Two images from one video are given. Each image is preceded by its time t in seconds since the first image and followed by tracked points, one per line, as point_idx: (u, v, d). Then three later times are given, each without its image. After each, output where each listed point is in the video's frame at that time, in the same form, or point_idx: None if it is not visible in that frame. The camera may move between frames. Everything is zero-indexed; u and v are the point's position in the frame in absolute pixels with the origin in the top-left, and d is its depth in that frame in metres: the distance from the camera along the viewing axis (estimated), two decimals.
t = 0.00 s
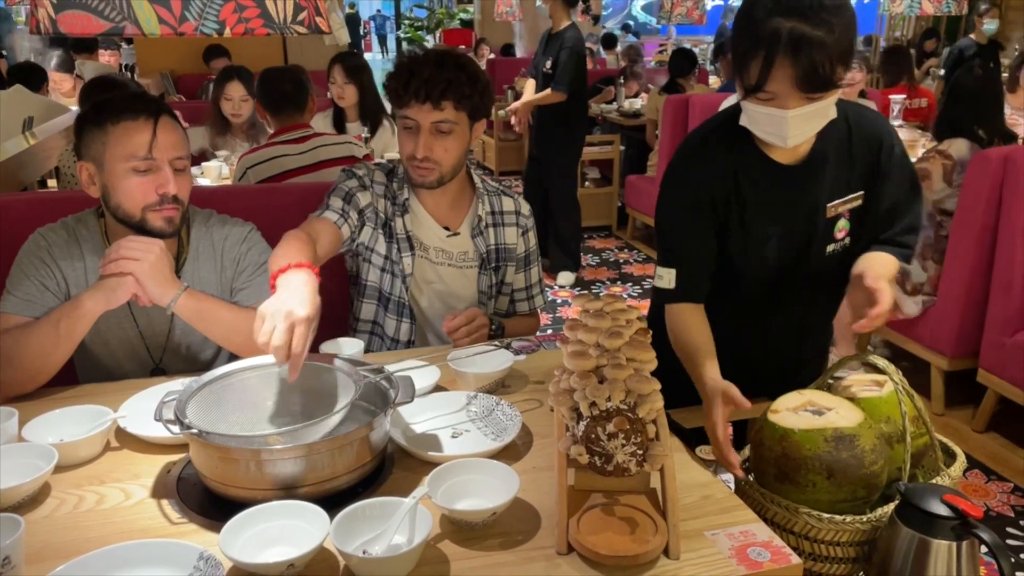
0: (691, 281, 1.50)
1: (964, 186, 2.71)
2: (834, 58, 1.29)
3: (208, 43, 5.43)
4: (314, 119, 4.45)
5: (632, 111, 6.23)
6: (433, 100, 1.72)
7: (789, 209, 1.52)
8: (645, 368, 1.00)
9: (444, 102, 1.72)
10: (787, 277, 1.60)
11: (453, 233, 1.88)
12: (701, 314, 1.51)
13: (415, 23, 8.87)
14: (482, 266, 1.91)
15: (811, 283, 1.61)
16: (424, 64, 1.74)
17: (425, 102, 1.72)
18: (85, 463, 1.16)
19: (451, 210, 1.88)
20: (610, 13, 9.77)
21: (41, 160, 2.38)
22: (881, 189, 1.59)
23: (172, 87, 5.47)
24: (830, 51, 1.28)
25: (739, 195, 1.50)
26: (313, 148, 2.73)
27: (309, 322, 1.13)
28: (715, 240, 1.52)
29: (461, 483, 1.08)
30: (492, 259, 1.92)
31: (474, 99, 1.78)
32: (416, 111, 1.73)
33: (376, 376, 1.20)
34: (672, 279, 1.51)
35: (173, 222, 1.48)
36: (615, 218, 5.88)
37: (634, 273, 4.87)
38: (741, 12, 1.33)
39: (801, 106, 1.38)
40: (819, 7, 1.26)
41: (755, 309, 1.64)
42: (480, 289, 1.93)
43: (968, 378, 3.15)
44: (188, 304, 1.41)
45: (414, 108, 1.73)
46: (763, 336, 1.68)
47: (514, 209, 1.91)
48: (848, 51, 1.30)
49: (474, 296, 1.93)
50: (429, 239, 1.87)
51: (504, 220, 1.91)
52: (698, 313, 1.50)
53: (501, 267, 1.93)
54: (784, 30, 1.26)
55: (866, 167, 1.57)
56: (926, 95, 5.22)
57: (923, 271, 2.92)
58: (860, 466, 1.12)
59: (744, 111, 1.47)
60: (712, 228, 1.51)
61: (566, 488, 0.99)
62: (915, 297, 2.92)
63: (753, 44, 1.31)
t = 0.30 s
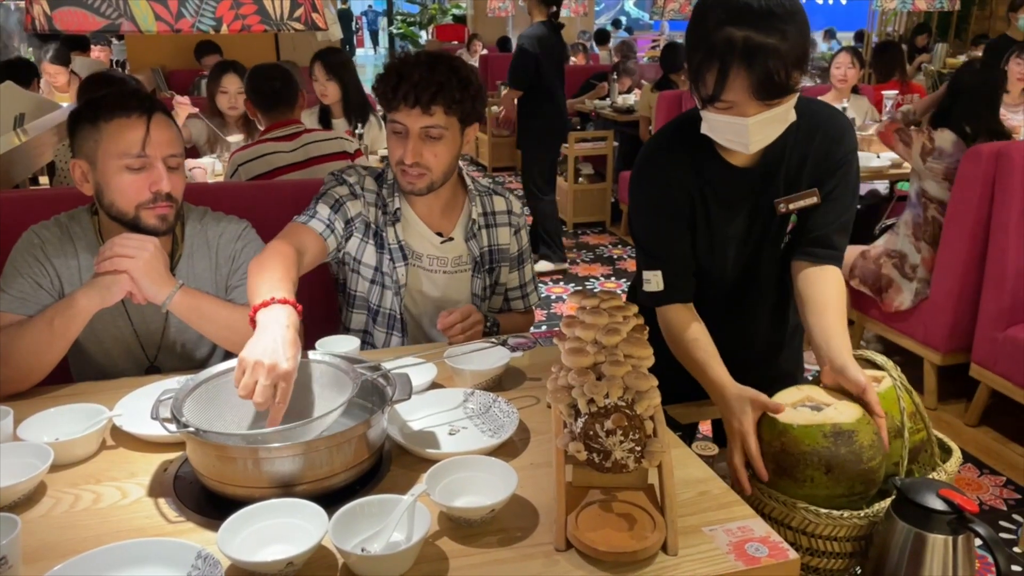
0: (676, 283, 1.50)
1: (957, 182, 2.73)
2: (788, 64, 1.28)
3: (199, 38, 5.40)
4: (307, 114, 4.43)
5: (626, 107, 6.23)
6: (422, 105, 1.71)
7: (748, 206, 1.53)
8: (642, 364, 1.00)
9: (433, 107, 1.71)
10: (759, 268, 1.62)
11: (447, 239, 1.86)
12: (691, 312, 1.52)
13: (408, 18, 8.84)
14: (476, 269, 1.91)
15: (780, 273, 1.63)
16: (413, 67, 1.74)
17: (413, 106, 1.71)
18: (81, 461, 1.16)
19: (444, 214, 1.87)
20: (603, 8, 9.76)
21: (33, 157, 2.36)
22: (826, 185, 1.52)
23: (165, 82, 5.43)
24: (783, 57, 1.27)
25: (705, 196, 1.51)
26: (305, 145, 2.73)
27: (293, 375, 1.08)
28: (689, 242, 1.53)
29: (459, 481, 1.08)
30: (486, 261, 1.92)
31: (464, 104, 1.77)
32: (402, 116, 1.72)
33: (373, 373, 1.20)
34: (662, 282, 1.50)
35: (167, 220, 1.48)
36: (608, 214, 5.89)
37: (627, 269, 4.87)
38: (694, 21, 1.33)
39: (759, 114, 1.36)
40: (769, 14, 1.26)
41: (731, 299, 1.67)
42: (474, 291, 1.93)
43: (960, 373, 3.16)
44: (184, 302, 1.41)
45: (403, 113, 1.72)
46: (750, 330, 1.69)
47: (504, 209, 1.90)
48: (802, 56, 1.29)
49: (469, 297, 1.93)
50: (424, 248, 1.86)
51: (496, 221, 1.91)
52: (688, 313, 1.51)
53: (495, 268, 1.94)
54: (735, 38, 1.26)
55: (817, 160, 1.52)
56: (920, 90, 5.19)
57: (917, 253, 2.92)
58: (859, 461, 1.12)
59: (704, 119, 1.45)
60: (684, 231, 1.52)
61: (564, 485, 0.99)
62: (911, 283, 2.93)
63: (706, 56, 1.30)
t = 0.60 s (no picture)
0: (675, 285, 1.50)
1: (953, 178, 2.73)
2: (783, 71, 1.28)
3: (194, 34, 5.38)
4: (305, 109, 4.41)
5: (622, 103, 6.23)
6: (415, 101, 1.69)
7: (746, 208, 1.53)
8: (645, 362, 1.00)
9: (427, 102, 1.70)
10: (756, 266, 1.62)
11: (444, 237, 1.86)
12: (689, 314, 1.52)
13: (403, 13, 8.81)
14: (473, 266, 1.91)
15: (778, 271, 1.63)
16: (406, 63, 1.72)
17: (407, 102, 1.69)
18: (81, 461, 1.15)
19: (439, 213, 1.86)
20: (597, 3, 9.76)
21: (29, 154, 2.35)
22: (825, 183, 1.52)
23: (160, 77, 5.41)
24: (778, 64, 1.27)
25: (701, 197, 1.51)
26: (301, 140, 2.72)
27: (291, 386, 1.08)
28: (686, 243, 1.53)
29: (460, 479, 1.08)
30: (482, 258, 1.92)
31: (457, 99, 1.76)
32: (396, 112, 1.70)
33: (373, 370, 1.19)
34: (657, 285, 1.50)
35: (165, 218, 1.47)
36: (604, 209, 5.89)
37: (624, 265, 4.88)
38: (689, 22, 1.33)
39: (752, 120, 1.36)
40: (763, 20, 1.25)
41: (729, 299, 1.66)
42: (471, 288, 1.92)
43: (956, 369, 3.17)
44: (182, 300, 1.40)
45: (397, 109, 1.70)
46: (748, 328, 1.69)
47: (499, 205, 1.91)
48: (797, 62, 1.29)
49: (466, 295, 1.93)
50: (421, 247, 1.85)
51: (491, 216, 1.91)
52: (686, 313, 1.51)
53: (492, 264, 1.94)
54: (728, 44, 1.26)
55: (815, 159, 1.51)
56: (914, 86, 5.24)
57: (914, 250, 2.92)
58: (862, 458, 1.13)
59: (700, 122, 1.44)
60: (680, 232, 1.52)
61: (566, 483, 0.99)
62: (907, 279, 2.94)
63: (702, 63, 1.30)
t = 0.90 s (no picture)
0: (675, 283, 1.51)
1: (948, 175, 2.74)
2: (770, 66, 1.29)
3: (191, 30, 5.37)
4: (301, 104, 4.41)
5: (618, 97, 6.23)
6: (416, 93, 1.71)
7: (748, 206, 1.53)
8: (644, 358, 1.00)
9: (428, 95, 1.71)
10: (758, 263, 1.62)
11: (443, 232, 1.86)
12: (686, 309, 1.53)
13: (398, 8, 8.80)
14: (472, 261, 1.91)
15: (780, 269, 1.64)
16: (406, 56, 1.73)
17: (408, 95, 1.70)
18: (81, 458, 1.16)
19: (438, 208, 1.86)
20: None
21: (26, 150, 2.34)
22: (830, 178, 1.53)
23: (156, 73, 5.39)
24: (762, 57, 1.27)
25: (705, 199, 1.51)
26: (299, 136, 2.71)
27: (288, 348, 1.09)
28: (689, 244, 1.54)
29: (460, 475, 1.08)
30: (481, 253, 1.92)
31: (458, 92, 1.77)
32: (398, 104, 1.71)
33: (373, 368, 1.20)
34: (655, 284, 1.52)
35: (164, 215, 1.47)
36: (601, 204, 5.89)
37: (621, 260, 4.88)
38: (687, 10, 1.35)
39: (735, 111, 1.36)
40: (755, 10, 1.26)
41: (731, 297, 1.67)
42: (470, 284, 1.92)
43: (952, 363, 3.19)
44: (181, 297, 1.41)
45: (398, 101, 1.71)
46: (749, 325, 1.70)
47: (498, 200, 1.91)
48: (786, 58, 1.29)
49: (465, 291, 1.93)
50: (421, 241, 1.86)
51: (490, 212, 1.91)
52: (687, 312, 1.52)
53: (490, 260, 1.94)
54: (718, 29, 1.27)
55: (817, 157, 1.52)
56: (910, 80, 5.22)
57: (909, 246, 2.98)
58: (844, 459, 1.13)
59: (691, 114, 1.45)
60: (683, 232, 1.52)
61: (565, 478, 1.00)
62: (903, 275, 2.96)
63: (691, 45, 1.32)
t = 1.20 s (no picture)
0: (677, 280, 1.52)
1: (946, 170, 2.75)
2: (749, 60, 1.29)
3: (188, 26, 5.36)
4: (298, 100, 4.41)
5: (615, 93, 6.23)
6: (421, 84, 1.72)
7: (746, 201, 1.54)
8: (642, 356, 1.01)
9: (432, 85, 1.72)
10: (761, 258, 1.62)
11: (440, 224, 1.88)
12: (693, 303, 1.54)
13: (395, 3, 8.79)
14: (470, 257, 1.91)
15: (783, 260, 1.64)
16: (409, 49, 1.75)
17: (413, 85, 1.71)
18: (83, 456, 1.16)
19: (438, 201, 1.87)
20: None
21: (23, 148, 2.34)
22: (825, 154, 1.51)
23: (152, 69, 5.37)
24: (740, 51, 1.28)
25: (702, 196, 1.53)
26: (296, 133, 2.71)
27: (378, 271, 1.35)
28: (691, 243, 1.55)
29: (461, 472, 1.09)
30: (479, 250, 1.92)
31: (462, 83, 1.78)
32: (403, 95, 1.72)
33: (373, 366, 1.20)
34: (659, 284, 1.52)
35: (164, 212, 1.47)
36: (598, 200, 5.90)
37: (618, 255, 4.89)
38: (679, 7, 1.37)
39: (713, 103, 1.37)
40: (737, 4, 1.26)
41: (736, 293, 1.67)
42: (467, 280, 1.92)
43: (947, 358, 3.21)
44: (181, 294, 1.41)
45: (403, 92, 1.72)
46: (753, 320, 1.70)
47: (500, 199, 1.91)
48: (767, 54, 1.29)
49: (462, 288, 1.93)
50: (418, 232, 1.87)
51: (491, 211, 1.91)
52: (690, 307, 1.52)
53: (488, 258, 1.93)
54: (701, 21, 1.28)
55: (814, 147, 1.51)
56: (905, 75, 5.23)
57: (904, 244, 3.01)
58: (837, 461, 1.13)
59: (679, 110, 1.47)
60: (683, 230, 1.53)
61: (564, 475, 1.01)
62: (898, 272, 2.98)
63: (674, 40, 1.34)
